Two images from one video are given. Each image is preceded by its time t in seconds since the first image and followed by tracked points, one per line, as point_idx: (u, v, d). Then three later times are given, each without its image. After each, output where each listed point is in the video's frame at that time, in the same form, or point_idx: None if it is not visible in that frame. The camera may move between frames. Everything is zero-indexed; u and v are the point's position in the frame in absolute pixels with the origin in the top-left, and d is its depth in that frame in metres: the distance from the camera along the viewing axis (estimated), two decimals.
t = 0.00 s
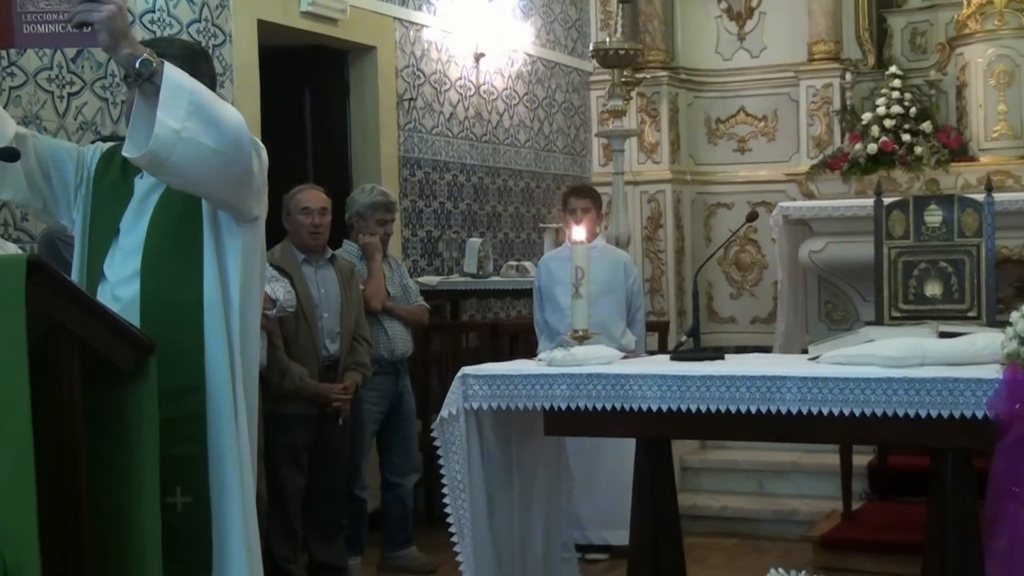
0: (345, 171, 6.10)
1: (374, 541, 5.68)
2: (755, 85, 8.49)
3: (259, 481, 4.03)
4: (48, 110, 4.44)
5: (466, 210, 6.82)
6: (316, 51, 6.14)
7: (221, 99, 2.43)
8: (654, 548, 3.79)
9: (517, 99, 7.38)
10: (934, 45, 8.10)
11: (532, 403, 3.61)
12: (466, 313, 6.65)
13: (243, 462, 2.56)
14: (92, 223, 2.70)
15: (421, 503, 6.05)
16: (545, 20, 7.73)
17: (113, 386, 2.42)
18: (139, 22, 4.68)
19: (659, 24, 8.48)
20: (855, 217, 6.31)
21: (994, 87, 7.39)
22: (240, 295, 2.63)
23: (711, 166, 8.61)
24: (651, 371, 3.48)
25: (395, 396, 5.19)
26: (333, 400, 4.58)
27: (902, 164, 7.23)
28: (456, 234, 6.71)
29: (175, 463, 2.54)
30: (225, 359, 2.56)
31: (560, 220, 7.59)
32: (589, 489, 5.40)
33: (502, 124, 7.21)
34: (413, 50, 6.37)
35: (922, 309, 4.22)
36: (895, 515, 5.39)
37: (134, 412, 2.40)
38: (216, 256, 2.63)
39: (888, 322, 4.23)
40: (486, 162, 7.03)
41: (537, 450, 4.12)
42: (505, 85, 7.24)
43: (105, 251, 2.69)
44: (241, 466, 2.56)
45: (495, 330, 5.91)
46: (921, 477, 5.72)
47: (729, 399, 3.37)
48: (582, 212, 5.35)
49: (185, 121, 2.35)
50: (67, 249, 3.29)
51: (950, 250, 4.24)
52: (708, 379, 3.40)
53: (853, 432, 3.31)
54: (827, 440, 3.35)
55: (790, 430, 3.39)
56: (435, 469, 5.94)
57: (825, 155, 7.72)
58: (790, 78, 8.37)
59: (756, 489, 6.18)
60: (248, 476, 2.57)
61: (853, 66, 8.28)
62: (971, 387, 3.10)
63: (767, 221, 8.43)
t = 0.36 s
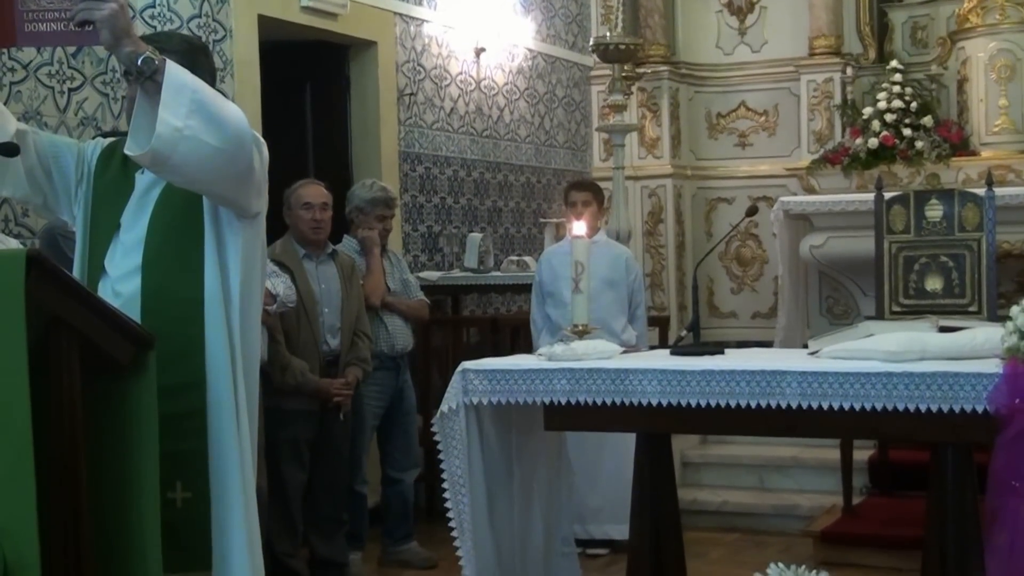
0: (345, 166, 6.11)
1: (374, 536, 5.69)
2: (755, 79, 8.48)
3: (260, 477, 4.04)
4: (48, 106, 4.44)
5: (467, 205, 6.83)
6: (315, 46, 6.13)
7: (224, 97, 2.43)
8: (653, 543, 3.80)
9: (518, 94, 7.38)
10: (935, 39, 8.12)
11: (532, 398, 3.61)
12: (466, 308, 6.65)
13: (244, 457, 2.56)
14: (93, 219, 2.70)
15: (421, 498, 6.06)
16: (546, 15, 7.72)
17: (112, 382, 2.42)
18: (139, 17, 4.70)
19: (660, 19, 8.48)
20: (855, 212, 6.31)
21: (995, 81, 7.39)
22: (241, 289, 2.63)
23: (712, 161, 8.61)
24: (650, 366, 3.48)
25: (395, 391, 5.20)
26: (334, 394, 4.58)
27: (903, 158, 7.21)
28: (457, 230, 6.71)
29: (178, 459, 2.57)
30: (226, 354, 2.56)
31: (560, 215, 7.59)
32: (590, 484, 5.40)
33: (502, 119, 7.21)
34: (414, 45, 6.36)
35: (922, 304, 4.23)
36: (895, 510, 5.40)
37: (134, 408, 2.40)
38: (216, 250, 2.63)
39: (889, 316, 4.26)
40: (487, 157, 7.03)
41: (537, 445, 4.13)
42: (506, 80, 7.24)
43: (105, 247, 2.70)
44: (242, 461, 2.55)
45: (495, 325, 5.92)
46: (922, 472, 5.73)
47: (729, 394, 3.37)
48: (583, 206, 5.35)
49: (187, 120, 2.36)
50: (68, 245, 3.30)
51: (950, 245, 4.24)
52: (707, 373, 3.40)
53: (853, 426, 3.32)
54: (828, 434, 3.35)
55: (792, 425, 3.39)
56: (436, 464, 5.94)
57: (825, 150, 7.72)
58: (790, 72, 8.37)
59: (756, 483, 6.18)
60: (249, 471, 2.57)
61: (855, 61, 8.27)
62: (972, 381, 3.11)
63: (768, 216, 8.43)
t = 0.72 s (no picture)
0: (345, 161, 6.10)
1: (375, 531, 5.70)
2: (756, 74, 8.48)
3: (261, 472, 4.04)
4: (48, 100, 4.44)
5: (467, 200, 6.82)
6: (315, 41, 6.13)
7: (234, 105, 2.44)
8: (653, 537, 3.80)
9: (518, 89, 7.37)
10: (935, 34, 8.11)
11: (532, 392, 3.61)
12: (466, 303, 6.65)
13: (242, 453, 2.56)
14: (91, 217, 2.70)
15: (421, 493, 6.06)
16: (546, 9, 7.71)
17: (112, 376, 2.43)
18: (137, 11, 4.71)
19: (661, 13, 8.44)
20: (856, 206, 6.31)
21: (996, 76, 7.39)
22: (242, 284, 2.63)
23: (712, 156, 8.60)
24: (650, 361, 3.48)
25: (395, 386, 5.20)
26: (334, 389, 4.60)
27: (903, 153, 7.20)
28: (457, 225, 6.71)
29: (182, 456, 2.58)
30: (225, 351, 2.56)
31: (561, 210, 7.59)
32: (591, 479, 5.41)
33: (503, 114, 7.20)
34: (414, 40, 6.36)
35: (921, 299, 4.22)
36: (895, 505, 5.40)
37: (134, 403, 2.41)
38: (217, 246, 2.63)
39: (889, 311, 4.24)
40: (487, 152, 7.03)
41: (537, 439, 4.13)
42: (506, 74, 7.23)
43: (105, 244, 2.70)
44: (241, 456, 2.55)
45: (496, 319, 5.93)
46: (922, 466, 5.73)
47: (729, 388, 3.38)
48: (582, 200, 5.34)
49: (198, 125, 2.36)
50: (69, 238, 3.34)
51: (951, 239, 4.24)
52: (707, 368, 3.40)
53: (853, 420, 3.32)
54: (828, 428, 3.35)
55: (791, 419, 3.39)
56: (436, 459, 5.95)
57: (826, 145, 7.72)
58: (791, 67, 8.36)
59: (756, 479, 6.19)
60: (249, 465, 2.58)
61: (855, 55, 8.27)
62: (971, 376, 3.11)
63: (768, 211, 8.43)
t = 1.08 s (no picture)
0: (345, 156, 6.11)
1: (375, 526, 5.70)
2: (757, 69, 8.47)
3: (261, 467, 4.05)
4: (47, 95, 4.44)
5: (467, 194, 6.82)
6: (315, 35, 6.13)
7: (263, 138, 2.58)
8: (653, 532, 3.80)
9: (518, 84, 7.37)
10: (936, 29, 8.10)
11: (532, 387, 3.62)
12: (466, 298, 6.66)
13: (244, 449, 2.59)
14: (92, 214, 2.76)
15: (421, 488, 6.07)
16: (546, 4, 7.71)
17: (112, 370, 2.44)
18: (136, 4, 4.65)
19: (661, 8, 8.44)
20: (857, 201, 6.30)
21: (997, 71, 7.39)
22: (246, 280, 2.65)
23: (713, 151, 8.60)
24: (650, 355, 3.49)
25: (395, 381, 5.21)
26: (335, 384, 4.59)
27: (903, 147, 7.19)
28: (457, 220, 6.71)
29: (178, 457, 2.64)
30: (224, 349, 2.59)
31: (561, 204, 7.59)
32: (592, 475, 5.41)
33: (503, 109, 7.21)
34: (414, 34, 6.36)
35: (922, 293, 4.24)
36: (895, 500, 5.40)
37: (134, 398, 2.42)
38: (219, 239, 2.65)
39: (889, 306, 4.27)
40: (488, 147, 7.03)
41: (538, 435, 4.12)
42: (507, 69, 7.23)
43: (107, 238, 2.75)
44: (242, 452, 2.58)
45: (496, 314, 5.93)
46: (923, 461, 5.73)
47: (730, 383, 3.38)
48: (582, 195, 5.34)
49: (230, 154, 2.50)
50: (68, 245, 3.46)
51: (950, 234, 4.23)
52: (707, 363, 3.41)
53: (854, 416, 3.32)
54: (829, 424, 3.35)
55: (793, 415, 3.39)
56: (436, 454, 5.95)
57: (827, 139, 7.71)
58: (792, 62, 8.35)
59: (756, 474, 6.19)
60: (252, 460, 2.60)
61: (856, 51, 8.27)
62: (972, 370, 3.12)
63: (768, 206, 8.43)
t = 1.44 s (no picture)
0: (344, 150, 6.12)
1: (375, 520, 5.70)
2: (757, 64, 8.46)
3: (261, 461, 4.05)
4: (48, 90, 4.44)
5: (468, 189, 6.82)
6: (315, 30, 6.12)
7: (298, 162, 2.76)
8: (654, 525, 3.80)
9: (519, 79, 7.37)
10: (937, 24, 8.09)
11: (532, 382, 3.62)
12: (467, 293, 6.66)
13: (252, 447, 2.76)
14: (90, 210, 2.86)
15: (422, 483, 6.07)
16: None
17: (112, 365, 2.47)
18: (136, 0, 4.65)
19: (661, 3, 8.43)
20: (858, 196, 6.29)
21: (997, 66, 7.39)
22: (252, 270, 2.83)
23: (713, 146, 8.60)
24: (651, 350, 3.48)
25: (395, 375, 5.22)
26: (335, 379, 4.59)
27: (904, 142, 7.18)
28: (458, 215, 6.71)
29: (177, 457, 2.76)
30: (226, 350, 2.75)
31: (562, 199, 7.58)
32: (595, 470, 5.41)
33: (504, 105, 7.21)
34: (414, 29, 6.36)
35: (923, 288, 4.25)
36: (895, 494, 5.41)
37: (136, 394, 2.46)
38: (221, 236, 2.80)
39: (889, 301, 4.28)
40: (488, 142, 7.02)
41: (537, 429, 4.12)
42: (507, 64, 7.23)
43: (105, 231, 2.86)
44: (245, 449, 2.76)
45: (497, 309, 5.93)
46: (922, 456, 5.74)
47: (730, 378, 3.38)
48: (583, 190, 5.35)
49: (264, 181, 2.67)
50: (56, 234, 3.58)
51: (951, 230, 4.23)
52: (708, 357, 3.41)
53: (854, 410, 3.32)
54: (829, 418, 3.35)
55: (792, 408, 3.39)
56: (437, 449, 5.95)
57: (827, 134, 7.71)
58: (792, 57, 8.35)
59: (756, 468, 6.20)
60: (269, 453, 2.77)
61: (856, 45, 8.26)
62: (971, 365, 3.12)
63: (769, 201, 8.42)
